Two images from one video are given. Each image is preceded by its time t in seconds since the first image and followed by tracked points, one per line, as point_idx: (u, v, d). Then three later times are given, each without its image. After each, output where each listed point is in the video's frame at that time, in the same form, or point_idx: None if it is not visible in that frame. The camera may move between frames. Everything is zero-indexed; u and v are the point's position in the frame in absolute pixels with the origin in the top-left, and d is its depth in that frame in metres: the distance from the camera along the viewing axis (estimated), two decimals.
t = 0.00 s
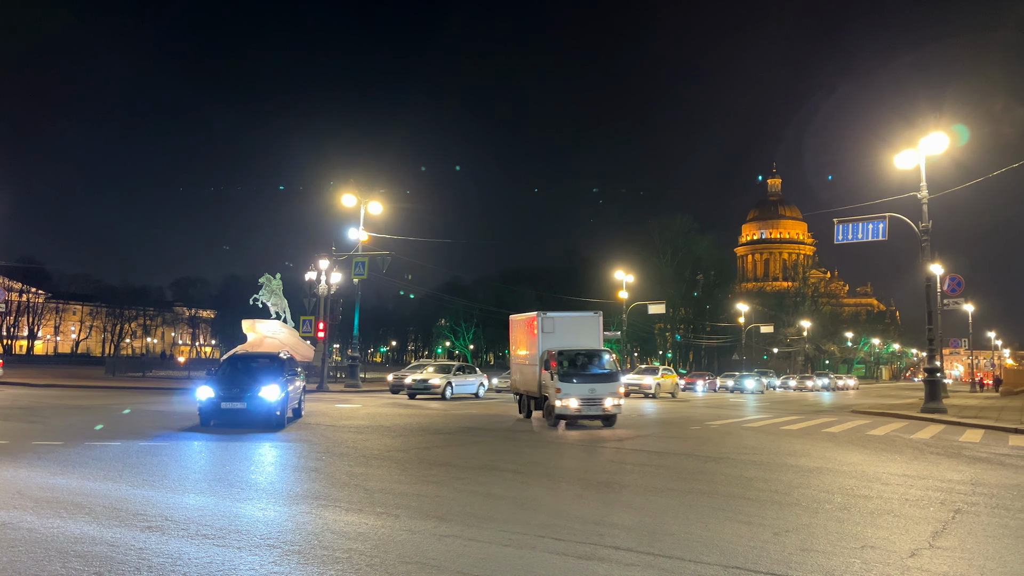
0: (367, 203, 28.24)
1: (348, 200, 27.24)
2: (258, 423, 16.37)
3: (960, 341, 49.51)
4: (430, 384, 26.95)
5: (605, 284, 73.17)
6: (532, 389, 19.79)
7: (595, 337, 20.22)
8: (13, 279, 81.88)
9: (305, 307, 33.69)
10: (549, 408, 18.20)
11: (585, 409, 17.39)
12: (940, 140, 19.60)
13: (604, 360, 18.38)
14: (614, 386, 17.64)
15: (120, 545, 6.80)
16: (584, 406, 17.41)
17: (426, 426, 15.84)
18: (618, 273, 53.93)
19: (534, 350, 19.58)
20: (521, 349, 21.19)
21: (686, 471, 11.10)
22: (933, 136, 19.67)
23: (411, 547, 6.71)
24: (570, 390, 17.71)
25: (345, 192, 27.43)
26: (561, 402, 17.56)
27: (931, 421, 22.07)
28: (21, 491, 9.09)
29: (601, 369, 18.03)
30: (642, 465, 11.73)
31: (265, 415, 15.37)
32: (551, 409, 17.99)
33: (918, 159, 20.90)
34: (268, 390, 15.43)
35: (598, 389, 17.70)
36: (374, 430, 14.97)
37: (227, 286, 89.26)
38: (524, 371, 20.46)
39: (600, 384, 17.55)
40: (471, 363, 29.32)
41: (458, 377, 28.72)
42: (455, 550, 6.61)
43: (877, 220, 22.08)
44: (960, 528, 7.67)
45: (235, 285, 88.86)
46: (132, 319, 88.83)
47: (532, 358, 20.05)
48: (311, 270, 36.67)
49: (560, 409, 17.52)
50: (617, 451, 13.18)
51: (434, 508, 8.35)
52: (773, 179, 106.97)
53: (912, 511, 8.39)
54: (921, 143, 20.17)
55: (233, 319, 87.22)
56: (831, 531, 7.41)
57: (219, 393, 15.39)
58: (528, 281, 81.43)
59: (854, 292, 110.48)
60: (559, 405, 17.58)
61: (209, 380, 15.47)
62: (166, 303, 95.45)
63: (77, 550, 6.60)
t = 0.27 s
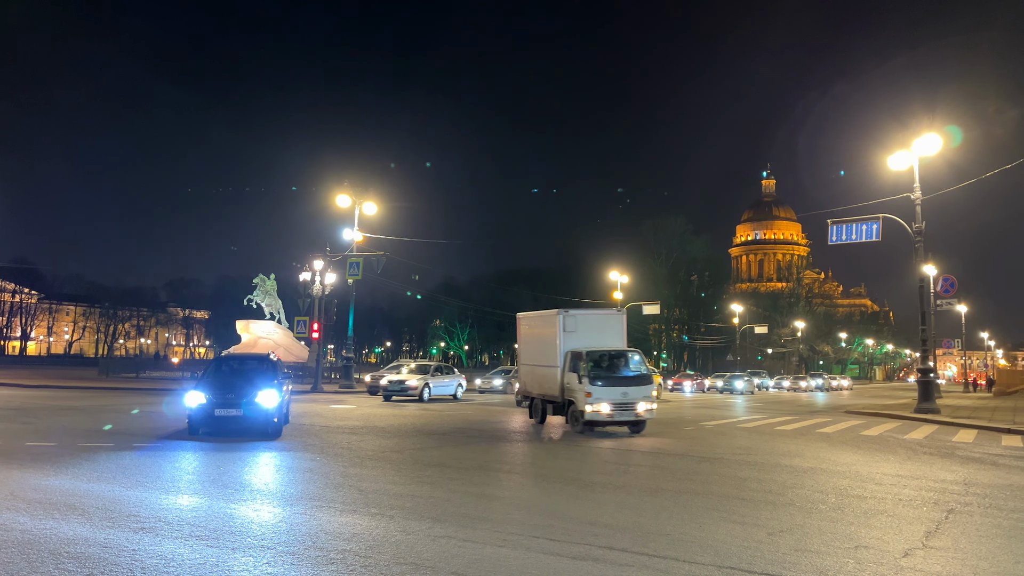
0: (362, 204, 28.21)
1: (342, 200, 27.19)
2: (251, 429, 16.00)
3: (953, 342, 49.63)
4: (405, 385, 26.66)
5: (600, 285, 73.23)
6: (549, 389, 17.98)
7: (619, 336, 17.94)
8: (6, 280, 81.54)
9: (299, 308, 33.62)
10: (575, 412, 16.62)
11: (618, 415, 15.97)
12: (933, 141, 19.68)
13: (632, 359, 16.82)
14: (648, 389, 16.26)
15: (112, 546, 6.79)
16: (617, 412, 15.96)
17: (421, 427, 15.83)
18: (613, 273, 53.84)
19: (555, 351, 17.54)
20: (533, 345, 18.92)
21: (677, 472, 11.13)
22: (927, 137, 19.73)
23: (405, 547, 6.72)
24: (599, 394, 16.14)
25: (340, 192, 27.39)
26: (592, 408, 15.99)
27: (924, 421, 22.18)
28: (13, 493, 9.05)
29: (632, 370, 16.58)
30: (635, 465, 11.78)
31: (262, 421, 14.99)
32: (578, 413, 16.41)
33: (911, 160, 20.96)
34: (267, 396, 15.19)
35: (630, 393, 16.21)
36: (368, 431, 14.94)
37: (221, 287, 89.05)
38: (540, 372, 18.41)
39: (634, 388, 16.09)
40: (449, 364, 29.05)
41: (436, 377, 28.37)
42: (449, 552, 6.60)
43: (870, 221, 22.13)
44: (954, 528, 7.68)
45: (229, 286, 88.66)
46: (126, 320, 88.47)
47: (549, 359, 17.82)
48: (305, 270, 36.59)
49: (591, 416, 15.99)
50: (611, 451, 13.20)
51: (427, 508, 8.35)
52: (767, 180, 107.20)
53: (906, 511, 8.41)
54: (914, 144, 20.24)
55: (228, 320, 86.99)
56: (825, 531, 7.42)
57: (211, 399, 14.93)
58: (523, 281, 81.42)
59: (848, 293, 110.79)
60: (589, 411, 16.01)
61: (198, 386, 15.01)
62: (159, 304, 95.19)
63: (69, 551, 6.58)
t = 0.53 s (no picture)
0: (357, 204, 28.16)
1: (336, 200, 27.15)
2: (251, 436, 15.20)
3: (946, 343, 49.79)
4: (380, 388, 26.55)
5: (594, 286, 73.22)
6: (579, 395, 16.44)
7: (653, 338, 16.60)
8: None
9: (293, 309, 33.54)
10: (613, 419, 15.13)
11: (664, 423, 14.55)
12: (926, 142, 19.75)
13: (671, 361, 15.47)
14: (694, 395, 14.93)
15: (103, 548, 6.75)
16: (663, 420, 14.54)
17: (416, 428, 15.81)
18: (608, 274, 53.84)
19: (588, 354, 16.02)
20: (557, 349, 17.40)
21: (672, 473, 11.13)
22: (920, 138, 19.80)
23: (399, 548, 6.72)
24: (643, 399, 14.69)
25: (334, 193, 27.35)
26: (636, 415, 14.55)
27: (916, 421, 22.29)
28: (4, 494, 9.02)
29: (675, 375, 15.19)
30: (629, 466, 11.78)
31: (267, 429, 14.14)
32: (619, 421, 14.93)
33: (905, 161, 21.02)
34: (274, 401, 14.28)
35: (675, 399, 14.81)
36: (363, 432, 14.90)
37: (215, 287, 88.79)
38: (568, 377, 16.84)
39: (681, 393, 14.69)
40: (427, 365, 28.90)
41: (413, 378, 28.19)
42: (442, 552, 6.61)
43: (863, 222, 22.19)
44: (947, 529, 7.71)
45: (223, 287, 88.41)
46: (119, 321, 88.19)
47: (579, 363, 16.31)
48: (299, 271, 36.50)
49: (635, 424, 14.52)
50: (607, 452, 13.19)
51: (420, 510, 8.34)
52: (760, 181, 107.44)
53: (899, 511, 8.44)
54: (907, 145, 20.30)
55: (221, 320, 86.75)
56: (818, 532, 7.44)
57: (211, 404, 14.07)
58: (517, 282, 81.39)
59: (841, 294, 111.13)
60: (633, 419, 14.55)
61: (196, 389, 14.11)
62: (153, 305, 94.86)
63: (60, 553, 6.55)
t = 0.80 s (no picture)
0: (351, 205, 28.11)
1: (330, 201, 27.13)
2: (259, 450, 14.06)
3: (939, 343, 49.92)
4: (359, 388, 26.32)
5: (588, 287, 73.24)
6: (619, 400, 15.53)
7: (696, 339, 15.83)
8: None
9: (287, 310, 33.47)
10: (665, 426, 14.22)
11: (724, 431, 13.66)
12: (919, 144, 19.83)
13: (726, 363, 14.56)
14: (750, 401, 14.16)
15: (95, 550, 6.74)
16: (722, 427, 13.68)
17: (412, 429, 15.79)
18: (602, 276, 53.83)
19: (634, 356, 15.07)
20: (593, 350, 16.38)
21: (667, 474, 11.13)
22: (912, 140, 19.87)
23: (393, 550, 6.71)
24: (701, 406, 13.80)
25: (328, 194, 27.33)
26: (695, 423, 13.64)
27: (909, 422, 22.39)
28: None
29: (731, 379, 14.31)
30: (624, 467, 11.77)
31: (285, 438, 13.29)
32: (673, 428, 14.00)
33: (898, 163, 21.11)
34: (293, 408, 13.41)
35: (734, 404, 13.94)
36: (359, 433, 14.93)
37: (208, 288, 88.58)
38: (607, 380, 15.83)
39: (741, 398, 13.86)
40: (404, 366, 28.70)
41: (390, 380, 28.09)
42: (436, 553, 6.59)
43: (857, 223, 22.24)
44: (940, 529, 7.74)
45: (216, 288, 88.20)
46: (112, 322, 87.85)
47: (622, 365, 15.36)
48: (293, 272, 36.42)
49: (694, 432, 13.62)
50: (601, 453, 13.19)
51: (415, 511, 8.35)
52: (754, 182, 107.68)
53: (894, 512, 8.46)
54: (900, 147, 20.38)
55: (215, 321, 86.52)
56: (812, 532, 7.46)
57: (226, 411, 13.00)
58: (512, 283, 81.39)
59: (835, 295, 111.43)
60: (690, 427, 13.66)
61: (207, 395, 13.19)
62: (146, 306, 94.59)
63: (53, 554, 6.54)
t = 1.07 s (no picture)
0: (345, 206, 28.07)
1: (324, 203, 27.11)
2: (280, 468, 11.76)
3: (932, 344, 50.05)
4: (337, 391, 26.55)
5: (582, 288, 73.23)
6: (677, 405, 14.51)
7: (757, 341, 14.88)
8: None
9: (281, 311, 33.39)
10: (735, 437, 13.28)
11: (801, 441, 12.76)
12: (911, 146, 19.91)
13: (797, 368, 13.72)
14: (825, 409, 13.35)
15: (88, 552, 6.70)
16: (801, 438, 12.74)
17: (409, 431, 15.77)
18: (597, 276, 53.79)
19: (694, 361, 14.17)
20: (644, 354, 15.39)
21: (662, 476, 11.14)
22: (904, 142, 19.94)
23: (388, 552, 6.68)
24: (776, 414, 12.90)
25: (322, 195, 27.32)
26: (771, 433, 12.70)
27: (902, 423, 22.48)
28: None
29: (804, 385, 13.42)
30: (621, 468, 11.76)
31: (324, 450, 11.24)
32: (745, 439, 13.09)
33: (890, 165, 21.19)
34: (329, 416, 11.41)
35: (810, 413, 13.10)
36: (355, 435, 14.89)
37: (202, 289, 88.31)
38: (661, 387, 14.86)
39: (817, 405, 13.00)
40: (382, 368, 28.61)
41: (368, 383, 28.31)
42: (432, 555, 6.58)
43: (850, 225, 22.30)
44: (934, 530, 7.77)
45: (210, 289, 87.92)
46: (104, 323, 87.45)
47: (681, 368, 14.37)
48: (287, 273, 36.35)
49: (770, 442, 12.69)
50: (595, 455, 13.19)
51: (411, 513, 8.30)
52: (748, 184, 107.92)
53: (888, 513, 8.50)
54: (892, 149, 20.46)
55: (208, 323, 86.22)
56: (805, 533, 7.49)
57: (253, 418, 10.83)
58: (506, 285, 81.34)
59: (828, 297, 111.69)
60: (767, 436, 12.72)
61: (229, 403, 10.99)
62: (139, 307, 94.23)
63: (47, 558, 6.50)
